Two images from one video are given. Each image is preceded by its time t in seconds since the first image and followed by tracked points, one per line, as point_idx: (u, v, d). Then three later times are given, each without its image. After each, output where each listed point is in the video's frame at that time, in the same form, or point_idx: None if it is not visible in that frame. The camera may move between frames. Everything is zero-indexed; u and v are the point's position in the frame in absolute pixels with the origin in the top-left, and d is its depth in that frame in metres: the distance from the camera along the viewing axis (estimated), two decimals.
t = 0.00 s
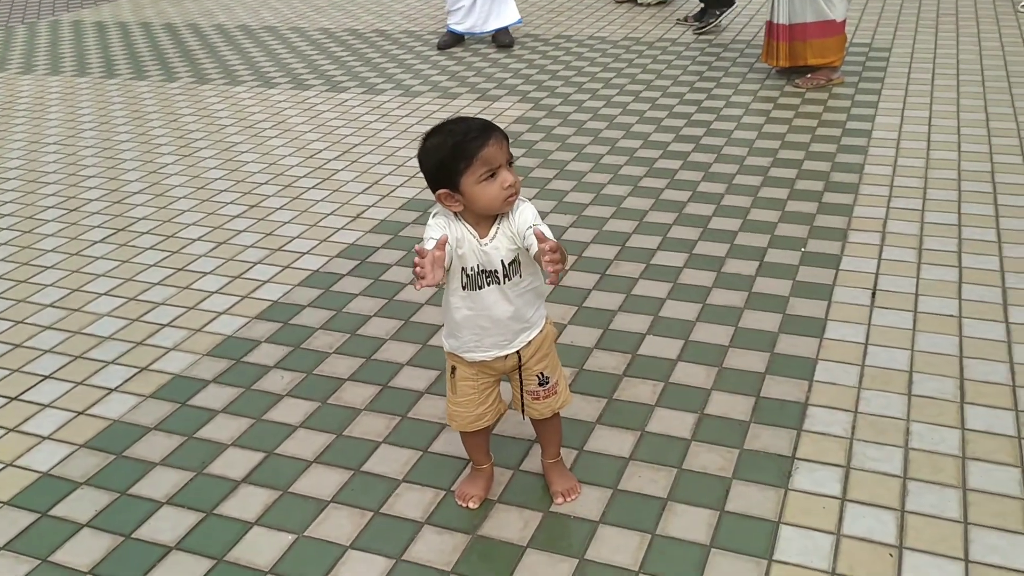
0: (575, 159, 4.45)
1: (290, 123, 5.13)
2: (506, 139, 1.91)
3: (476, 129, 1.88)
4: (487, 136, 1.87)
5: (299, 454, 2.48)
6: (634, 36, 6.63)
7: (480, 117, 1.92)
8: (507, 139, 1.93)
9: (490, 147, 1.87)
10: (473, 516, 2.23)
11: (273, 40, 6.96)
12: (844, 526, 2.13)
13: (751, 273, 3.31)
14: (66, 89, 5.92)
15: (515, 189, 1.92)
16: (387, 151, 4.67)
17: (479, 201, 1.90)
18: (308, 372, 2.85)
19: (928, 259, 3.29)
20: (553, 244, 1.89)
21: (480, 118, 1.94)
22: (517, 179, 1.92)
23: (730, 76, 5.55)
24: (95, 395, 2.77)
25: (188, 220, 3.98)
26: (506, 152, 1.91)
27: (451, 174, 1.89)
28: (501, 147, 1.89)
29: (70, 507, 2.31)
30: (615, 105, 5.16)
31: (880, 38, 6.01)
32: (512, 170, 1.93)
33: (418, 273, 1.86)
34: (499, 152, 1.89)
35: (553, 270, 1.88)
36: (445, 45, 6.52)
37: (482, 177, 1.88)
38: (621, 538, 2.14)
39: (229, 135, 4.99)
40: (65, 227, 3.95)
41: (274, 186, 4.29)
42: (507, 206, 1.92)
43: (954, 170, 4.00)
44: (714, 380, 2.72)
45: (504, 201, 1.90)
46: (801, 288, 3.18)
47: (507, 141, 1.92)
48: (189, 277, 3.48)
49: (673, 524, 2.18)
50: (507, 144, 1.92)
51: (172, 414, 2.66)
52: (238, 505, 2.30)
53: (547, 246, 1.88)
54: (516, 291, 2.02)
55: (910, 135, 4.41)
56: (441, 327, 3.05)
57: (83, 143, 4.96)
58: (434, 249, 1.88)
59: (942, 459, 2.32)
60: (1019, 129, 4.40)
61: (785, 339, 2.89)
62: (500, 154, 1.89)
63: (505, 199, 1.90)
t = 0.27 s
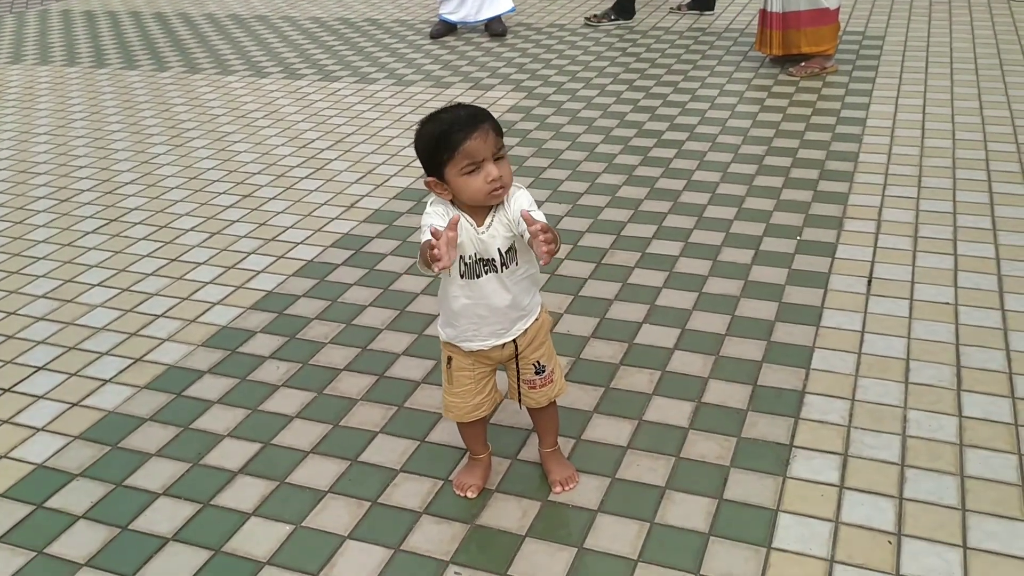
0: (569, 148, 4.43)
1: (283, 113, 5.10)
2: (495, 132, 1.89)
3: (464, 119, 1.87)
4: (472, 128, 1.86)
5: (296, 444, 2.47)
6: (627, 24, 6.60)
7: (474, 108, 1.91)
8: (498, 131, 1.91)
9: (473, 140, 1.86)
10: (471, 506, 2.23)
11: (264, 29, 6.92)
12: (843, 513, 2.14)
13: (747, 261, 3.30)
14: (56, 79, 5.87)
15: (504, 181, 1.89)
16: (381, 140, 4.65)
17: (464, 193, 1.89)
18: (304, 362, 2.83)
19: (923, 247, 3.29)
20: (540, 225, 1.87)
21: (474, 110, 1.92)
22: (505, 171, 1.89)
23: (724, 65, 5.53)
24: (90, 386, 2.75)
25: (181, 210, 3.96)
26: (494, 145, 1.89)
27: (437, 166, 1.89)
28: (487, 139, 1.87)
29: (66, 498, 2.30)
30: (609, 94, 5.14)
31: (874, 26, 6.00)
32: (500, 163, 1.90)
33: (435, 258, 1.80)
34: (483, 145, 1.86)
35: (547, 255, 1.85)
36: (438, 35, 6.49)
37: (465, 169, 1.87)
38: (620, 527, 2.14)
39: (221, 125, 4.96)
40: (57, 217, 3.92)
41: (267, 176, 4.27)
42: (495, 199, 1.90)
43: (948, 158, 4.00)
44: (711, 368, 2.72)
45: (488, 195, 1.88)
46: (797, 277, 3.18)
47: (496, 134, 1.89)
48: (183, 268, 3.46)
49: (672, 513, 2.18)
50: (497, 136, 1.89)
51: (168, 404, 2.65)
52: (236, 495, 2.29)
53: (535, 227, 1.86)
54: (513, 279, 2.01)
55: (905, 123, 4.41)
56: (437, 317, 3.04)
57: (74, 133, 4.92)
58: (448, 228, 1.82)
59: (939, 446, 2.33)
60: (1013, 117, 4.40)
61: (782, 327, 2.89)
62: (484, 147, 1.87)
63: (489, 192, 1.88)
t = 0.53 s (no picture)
0: (571, 146, 4.42)
1: (283, 111, 5.09)
2: (486, 140, 1.85)
3: (457, 124, 1.85)
4: (460, 136, 1.83)
5: (298, 444, 2.46)
6: (628, 22, 6.59)
7: (472, 112, 1.87)
8: (493, 138, 1.87)
9: (459, 147, 1.84)
10: (475, 506, 2.22)
11: (264, 27, 6.91)
12: (847, 513, 2.13)
13: (750, 260, 3.30)
14: (56, 77, 5.86)
15: (490, 190, 1.87)
16: (382, 139, 4.64)
17: (452, 196, 1.90)
18: (306, 362, 2.83)
19: (926, 246, 3.29)
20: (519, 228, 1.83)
21: (472, 113, 1.88)
22: (491, 181, 1.87)
23: (725, 63, 5.52)
24: (92, 385, 2.75)
25: (182, 209, 3.95)
26: (485, 152, 1.86)
27: (428, 168, 1.90)
28: (474, 147, 1.84)
29: (68, 499, 2.29)
30: (611, 92, 5.14)
31: (875, 24, 6.00)
32: (490, 170, 1.87)
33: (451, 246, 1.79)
34: (469, 153, 1.84)
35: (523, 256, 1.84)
36: (438, 33, 6.48)
37: (451, 175, 1.87)
38: (624, 527, 2.14)
39: (222, 123, 4.95)
40: (57, 216, 3.92)
41: (268, 175, 4.26)
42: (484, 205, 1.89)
43: (950, 156, 3.99)
44: (714, 368, 2.71)
45: (472, 202, 1.87)
46: (800, 275, 3.17)
47: (488, 141, 1.85)
48: (185, 267, 3.45)
49: (676, 513, 2.17)
50: (489, 143, 1.86)
51: (169, 404, 2.64)
52: (238, 496, 2.28)
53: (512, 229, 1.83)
54: (513, 280, 2.00)
55: (906, 121, 4.40)
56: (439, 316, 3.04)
57: (74, 131, 4.92)
58: (460, 221, 1.80)
59: (944, 446, 2.32)
60: (1014, 115, 4.39)
61: (785, 326, 2.89)
62: (470, 155, 1.84)
63: (473, 200, 1.87)
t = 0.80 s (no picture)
0: (572, 147, 4.42)
1: (284, 112, 5.09)
2: (479, 148, 1.83)
3: (450, 131, 1.83)
4: (452, 142, 1.82)
5: (300, 446, 2.46)
6: (629, 23, 6.59)
7: (470, 118, 1.85)
8: (486, 146, 1.85)
9: (451, 154, 1.82)
10: (476, 509, 2.22)
11: (264, 28, 6.90)
12: (850, 516, 2.13)
13: (751, 262, 3.30)
14: (56, 78, 5.86)
15: (479, 198, 1.87)
16: (383, 140, 4.64)
17: (443, 201, 1.90)
18: (307, 364, 2.82)
19: (928, 247, 3.28)
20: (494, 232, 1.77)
21: (470, 119, 1.86)
22: (481, 190, 1.86)
23: (726, 64, 5.52)
24: (92, 387, 2.74)
25: (183, 210, 3.94)
26: (477, 160, 1.84)
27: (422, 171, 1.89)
28: (465, 155, 1.82)
29: (69, 501, 2.29)
30: (611, 93, 5.14)
31: (876, 25, 6.00)
32: (481, 178, 1.86)
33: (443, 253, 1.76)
34: (460, 161, 1.83)
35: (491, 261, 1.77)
36: (438, 34, 6.48)
37: (443, 181, 1.86)
38: (626, 529, 2.13)
39: (222, 124, 4.94)
40: (58, 217, 3.91)
41: (268, 176, 4.25)
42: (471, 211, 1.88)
43: (952, 158, 3.99)
44: (716, 370, 2.71)
45: (463, 209, 1.87)
46: (801, 277, 3.17)
47: (481, 150, 1.84)
48: (185, 268, 3.44)
49: (678, 515, 2.17)
50: (482, 152, 1.84)
51: (170, 406, 2.64)
52: (239, 498, 2.28)
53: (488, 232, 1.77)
54: (508, 286, 1.99)
55: (908, 122, 4.40)
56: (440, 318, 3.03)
57: (75, 132, 4.91)
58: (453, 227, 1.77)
59: (946, 448, 2.32)
60: (1015, 116, 4.39)
61: (787, 328, 2.88)
62: (461, 162, 1.83)
63: (464, 207, 1.87)
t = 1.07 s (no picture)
0: (574, 148, 4.42)
1: (286, 113, 5.09)
2: (439, 170, 1.81)
3: (425, 146, 1.83)
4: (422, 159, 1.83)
5: (303, 448, 2.46)
6: (630, 24, 6.59)
7: (449, 136, 1.82)
8: (452, 169, 1.81)
9: (419, 171, 1.84)
10: (479, 510, 2.22)
11: (266, 29, 6.90)
12: (853, 518, 2.13)
13: (754, 263, 3.30)
14: (58, 79, 5.86)
15: (442, 216, 1.87)
16: (385, 141, 4.64)
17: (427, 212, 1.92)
18: (310, 365, 2.82)
19: (930, 249, 3.29)
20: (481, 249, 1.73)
21: (451, 137, 1.83)
22: (441, 210, 1.86)
23: (728, 65, 5.52)
24: (96, 388, 2.74)
25: (186, 211, 3.95)
26: (440, 180, 1.83)
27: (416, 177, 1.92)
28: (430, 173, 1.82)
29: (72, 503, 2.29)
30: (613, 94, 5.14)
31: (877, 27, 6.00)
32: (452, 198, 1.85)
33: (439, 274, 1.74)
34: (429, 179, 1.83)
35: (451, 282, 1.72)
36: (439, 35, 6.48)
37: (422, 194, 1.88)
38: (629, 531, 2.14)
39: (224, 125, 4.94)
40: (61, 218, 3.91)
41: (271, 177, 4.26)
42: (444, 223, 1.89)
43: (954, 159, 4.00)
44: (718, 371, 2.71)
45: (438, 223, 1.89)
46: (803, 279, 3.17)
47: (442, 172, 1.81)
48: (188, 269, 3.45)
49: (681, 517, 2.17)
50: (444, 173, 1.82)
51: (174, 408, 2.64)
52: (243, 499, 2.28)
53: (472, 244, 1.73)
54: (511, 293, 1.99)
55: (909, 124, 4.41)
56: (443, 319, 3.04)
57: (77, 133, 4.91)
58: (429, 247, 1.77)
59: (949, 450, 2.32)
60: (1017, 118, 4.40)
61: (789, 330, 2.89)
62: (430, 181, 1.83)
63: (438, 222, 1.88)
